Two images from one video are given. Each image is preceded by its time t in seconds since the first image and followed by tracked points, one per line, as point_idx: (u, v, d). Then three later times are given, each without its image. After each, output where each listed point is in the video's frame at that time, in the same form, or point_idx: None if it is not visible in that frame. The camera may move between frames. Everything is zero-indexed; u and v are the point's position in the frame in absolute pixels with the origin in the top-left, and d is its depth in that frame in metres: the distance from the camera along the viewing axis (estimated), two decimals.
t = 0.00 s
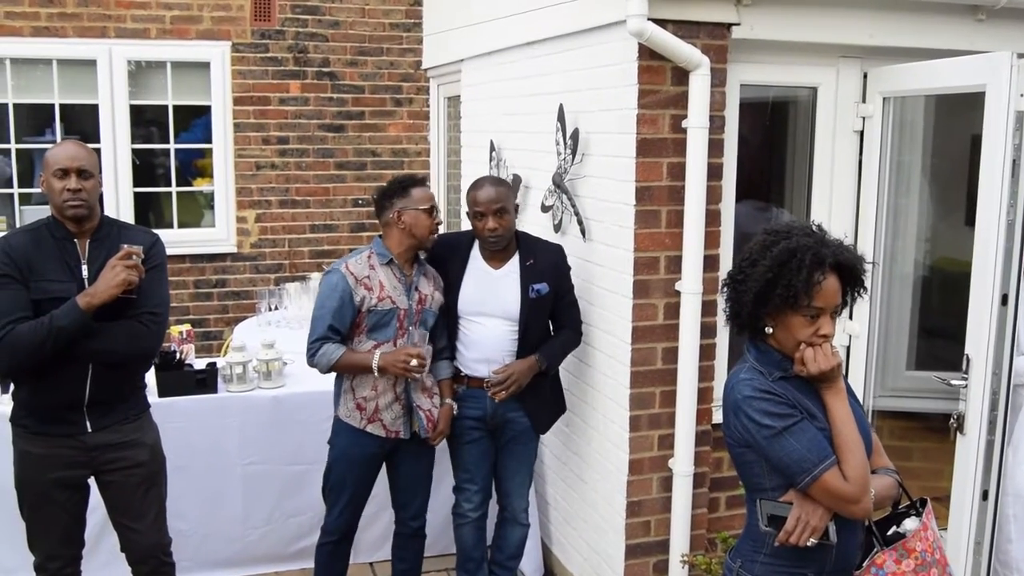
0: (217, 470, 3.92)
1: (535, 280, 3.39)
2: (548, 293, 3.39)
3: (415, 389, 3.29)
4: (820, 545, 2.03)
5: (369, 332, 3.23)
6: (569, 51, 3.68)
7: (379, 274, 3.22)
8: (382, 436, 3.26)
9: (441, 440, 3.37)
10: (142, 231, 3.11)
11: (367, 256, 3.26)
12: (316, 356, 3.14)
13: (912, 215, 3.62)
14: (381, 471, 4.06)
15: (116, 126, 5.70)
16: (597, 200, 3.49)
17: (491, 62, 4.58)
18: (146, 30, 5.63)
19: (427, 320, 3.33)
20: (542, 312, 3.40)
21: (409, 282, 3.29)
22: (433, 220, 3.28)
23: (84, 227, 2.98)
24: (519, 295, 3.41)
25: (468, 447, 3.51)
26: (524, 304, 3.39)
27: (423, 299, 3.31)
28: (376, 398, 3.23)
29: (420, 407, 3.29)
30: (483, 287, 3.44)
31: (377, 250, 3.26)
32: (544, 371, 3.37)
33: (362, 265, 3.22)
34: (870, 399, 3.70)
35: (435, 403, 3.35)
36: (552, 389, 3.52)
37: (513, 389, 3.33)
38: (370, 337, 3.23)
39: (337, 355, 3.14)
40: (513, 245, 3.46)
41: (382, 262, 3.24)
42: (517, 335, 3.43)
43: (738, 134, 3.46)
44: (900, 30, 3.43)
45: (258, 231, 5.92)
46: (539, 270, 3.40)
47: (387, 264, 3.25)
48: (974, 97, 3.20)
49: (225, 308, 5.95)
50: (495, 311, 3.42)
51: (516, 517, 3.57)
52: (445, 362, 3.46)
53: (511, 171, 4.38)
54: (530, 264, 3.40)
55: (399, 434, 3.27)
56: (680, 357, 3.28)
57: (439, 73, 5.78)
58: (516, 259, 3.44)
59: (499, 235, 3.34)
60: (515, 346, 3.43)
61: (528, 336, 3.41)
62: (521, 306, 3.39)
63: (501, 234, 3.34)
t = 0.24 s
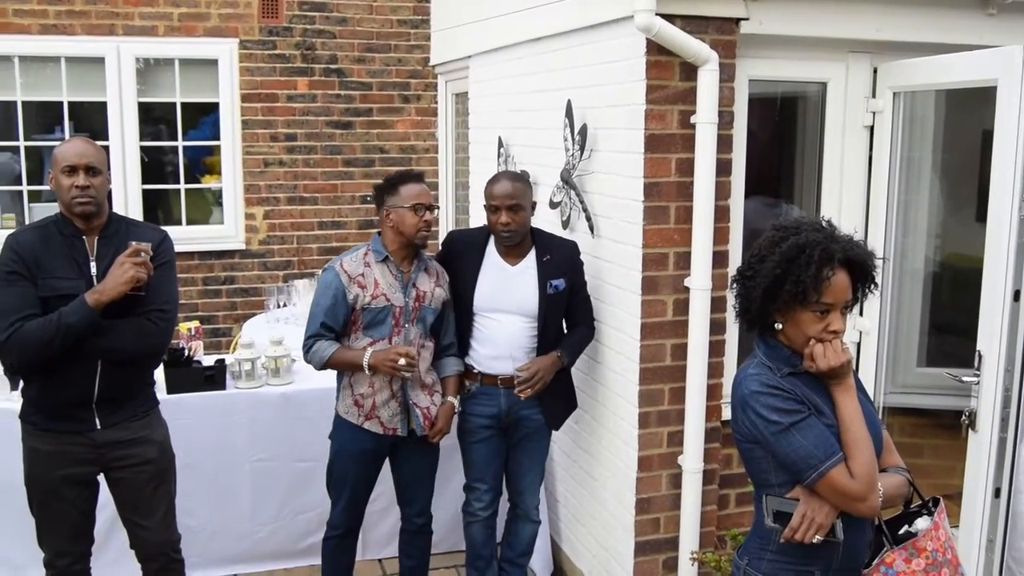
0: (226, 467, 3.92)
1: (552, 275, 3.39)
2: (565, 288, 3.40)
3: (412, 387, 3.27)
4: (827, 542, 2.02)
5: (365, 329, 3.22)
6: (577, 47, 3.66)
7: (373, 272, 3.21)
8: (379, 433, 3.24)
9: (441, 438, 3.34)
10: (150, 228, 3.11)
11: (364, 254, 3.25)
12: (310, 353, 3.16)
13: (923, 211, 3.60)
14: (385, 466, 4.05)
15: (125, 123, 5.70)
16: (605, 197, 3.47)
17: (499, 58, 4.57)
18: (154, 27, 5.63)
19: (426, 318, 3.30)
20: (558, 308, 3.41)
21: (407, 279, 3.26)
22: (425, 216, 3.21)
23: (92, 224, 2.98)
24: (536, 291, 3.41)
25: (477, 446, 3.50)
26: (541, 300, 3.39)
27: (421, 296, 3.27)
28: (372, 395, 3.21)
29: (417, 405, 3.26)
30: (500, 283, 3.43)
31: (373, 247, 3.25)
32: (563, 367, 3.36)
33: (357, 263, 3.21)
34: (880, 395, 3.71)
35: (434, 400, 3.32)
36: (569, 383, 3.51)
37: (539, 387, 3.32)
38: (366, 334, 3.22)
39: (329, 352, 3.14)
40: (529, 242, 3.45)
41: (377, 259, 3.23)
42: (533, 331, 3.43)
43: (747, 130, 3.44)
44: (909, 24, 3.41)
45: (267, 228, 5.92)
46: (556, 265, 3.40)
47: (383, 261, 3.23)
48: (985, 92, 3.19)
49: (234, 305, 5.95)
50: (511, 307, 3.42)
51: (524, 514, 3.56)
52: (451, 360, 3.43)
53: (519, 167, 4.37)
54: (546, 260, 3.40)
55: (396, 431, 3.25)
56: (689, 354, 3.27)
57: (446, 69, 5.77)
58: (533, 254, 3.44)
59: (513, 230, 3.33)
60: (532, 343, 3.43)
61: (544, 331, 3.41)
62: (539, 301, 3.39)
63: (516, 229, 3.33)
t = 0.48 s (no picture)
0: (239, 470, 3.92)
1: (574, 280, 3.39)
2: (585, 293, 3.41)
3: (413, 392, 3.23)
4: (841, 550, 1.99)
5: (364, 334, 3.20)
6: (591, 49, 3.64)
7: (371, 277, 3.19)
8: (380, 438, 3.22)
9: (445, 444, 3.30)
10: (164, 230, 3.11)
11: (364, 258, 3.24)
12: (309, 357, 3.19)
13: (940, 217, 3.55)
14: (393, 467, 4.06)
15: (141, 126, 5.72)
16: (619, 200, 3.45)
17: (514, 61, 4.55)
18: (170, 30, 5.65)
19: (428, 322, 3.24)
20: (578, 313, 3.40)
21: (407, 283, 3.22)
22: (417, 220, 3.17)
23: (106, 227, 2.98)
24: (557, 295, 3.39)
25: (495, 454, 3.44)
26: (563, 305, 3.38)
27: (422, 300, 3.22)
28: (373, 400, 3.20)
29: (417, 410, 3.22)
30: (522, 288, 3.39)
31: (373, 252, 3.23)
32: (584, 372, 3.39)
33: (355, 268, 3.20)
34: (897, 402, 3.67)
35: (437, 406, 3.27)
36: (583, 389, 3.48)
37: (562, 393, 3.32)
38: (364, 340, 3.20)
39: (324, 357, 3.15)
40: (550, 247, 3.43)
41: (376, 264, 3.21)
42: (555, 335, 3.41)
43: (763, 133, 3.41)
44: (927, 27, 3.37)
45: (281, 231, 5.93)
46: (577, 271, 3.40)
47: (381, 266, 3.21)
48: (1002, 96, 3.15)
49: (248, 308, 5.96)
50: (532, 311, 3.39)
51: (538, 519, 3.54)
52: (462, 365, 3.39)
53: (533, 171, 4.35)
54: (568, 265, 3.40)
55: (397, 436, 3.22)
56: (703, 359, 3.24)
57: (461, 73, 5.76)
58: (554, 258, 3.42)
59: (537, 228, 3.30)
60: (554, 347, 3.41)
61: (566, 336, 3.40)
62: (561, 306, 3.38)
63: (542, 227, 3.31)
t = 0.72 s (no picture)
0: (250, 467, 3.91)
1: (595, 277, 3.37)
2: (606, 290, 3.39)
3: (410, 391, 3.20)
4: (854, 553, 1.96)
5: (361, 333, 3.20)
6: (605, 45, 3.62)
7: (366, 275, 3.18)
8: (379, 437, 3.20)
9: (445, 446, 3.25)
10: (176, 227, 3.10)
11: (362, 258, 3.23)
12: (311, 354, 3.24)
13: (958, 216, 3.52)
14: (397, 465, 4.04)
15: (155, 124, 5.72)
16: (633, 197, 3.42)
17: (527, 57, 4.53)
18: (184, 27, 5.65)
19: (425, 320, 3.20)
20: (599, 310, 3.38)
21: (403, 281, 3.19)
22: (416, 216, 3.13)
23: (119, 223, 2.98)
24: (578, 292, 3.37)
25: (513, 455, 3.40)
26: (584, 301, 3.35)
27: (418, 298, 3.19)
28: (371, 399, 3.19)
29: (413, 410, 3.19)
30: (542, 285, 3.34)
31: (371, 250, 3.22)
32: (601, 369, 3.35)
33: (352, 267, 3.20)
34: (913, 402, 3.62)
35: (435, 406, 3.23)
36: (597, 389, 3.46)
37: (577, 388, 3.28)
38: (361, 338, 3.20)
39: (322, 355, 3.20)
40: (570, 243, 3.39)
41: (373, 262, 3.20)
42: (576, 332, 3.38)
43: (778, 130, 3.38)
44: (945, 22, 3.33)
45: (295, 228, 5.93)
46: (597, 267, 3.38)
47: (378, 264, 3.20)
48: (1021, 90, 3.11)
49: (262, 305, 5.96)
50: (552, 309, 3.34)
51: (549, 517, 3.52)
52: (467, 364, 3.32)
53: (547, 168, 4.33)
54: (588, 261, 3.38)
55: (395, 436, 3.20)
56: (717, 357, 3.21)
57: (475, 70, 5.74)
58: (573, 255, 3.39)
59: (556, 221, 3.27)
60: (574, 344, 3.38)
61: (586, 334, 3.37)
62: (582, 303, 3.35)
63: (561, 220, 3.27)
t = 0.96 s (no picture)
0: (262, 468, 3.91)
1: (619, 279, 3.34)
2: (629, 293, 3.36)
3: (416, 392, 3.19)
4: (869, 558, 1.94)
5: (367, 335, 3.17)
6: (618, 45, 3.59)
7: (370, 277, 3.16)
8: (386, 438, 3.19)
9: (452, 447, 3.24)
10: (188, 227, 3.09)
11: (365, 259, 3.21)
12: (316, 358, 3.22)
13: (975, 216, 3.49)
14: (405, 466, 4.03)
15: (168, 124, 5.72)
16: (646, 197, 3.40)
17: (540, 57, 4.51)
18: (197, 28, 5.66)
19: (431, 321, 3.19)
20: (622, 311, 3.35)
21: (407, 282, 3.17)
22: (431, 219, 3.15)
23: (131, 222, 2.97)
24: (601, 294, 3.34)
25: (530, 457, 3.38)
26: (607, 303, 3.32)
27: (423, 299, 3.17)
28: (377, 401, 3.17)
29: (420, 412, 3.18)
30: (565, 286, 3.32)
31: (374, 252, 3.20)
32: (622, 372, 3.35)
33: (356, 269, 3.18)
34: (930, 404, 3.57)
35: (442, 407, 3.22)
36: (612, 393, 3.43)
37: (598, 391, 3.27)
38: (367, 340, 3.18)
39: (328, 358, 3.18)
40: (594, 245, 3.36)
41: (376, 264, 3.18)
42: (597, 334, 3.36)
43: (793, 130, 3.35)
44: (960, 21, 3.30)
45: (307, 228, 5.93)
46: (620, 269, 3.36)
47: (381, 266, 3.18)
48: None
49: (274, 305, 5.97)
50: (575, 310, 3.32)
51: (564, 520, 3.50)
52: (473, 364, 3.32)
53: (559, 168, 4.31)
54: (612, 263, 3.35)
55: (402, 437, 3.18)
56: (730, 359, 3.19)
57: (488, 70, 5.73)
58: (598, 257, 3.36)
59: (573, 221, 3.24)
60: (595, 346, 3.36)
61: (609, 336, 3.34)
62: (605, 304, 3.32)
63: (579, 223, 3.24)
